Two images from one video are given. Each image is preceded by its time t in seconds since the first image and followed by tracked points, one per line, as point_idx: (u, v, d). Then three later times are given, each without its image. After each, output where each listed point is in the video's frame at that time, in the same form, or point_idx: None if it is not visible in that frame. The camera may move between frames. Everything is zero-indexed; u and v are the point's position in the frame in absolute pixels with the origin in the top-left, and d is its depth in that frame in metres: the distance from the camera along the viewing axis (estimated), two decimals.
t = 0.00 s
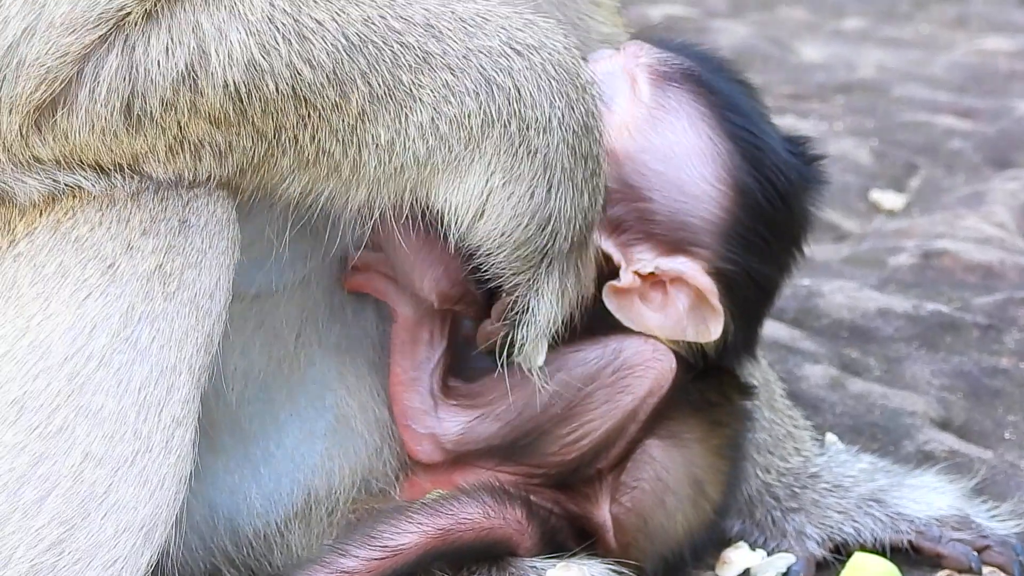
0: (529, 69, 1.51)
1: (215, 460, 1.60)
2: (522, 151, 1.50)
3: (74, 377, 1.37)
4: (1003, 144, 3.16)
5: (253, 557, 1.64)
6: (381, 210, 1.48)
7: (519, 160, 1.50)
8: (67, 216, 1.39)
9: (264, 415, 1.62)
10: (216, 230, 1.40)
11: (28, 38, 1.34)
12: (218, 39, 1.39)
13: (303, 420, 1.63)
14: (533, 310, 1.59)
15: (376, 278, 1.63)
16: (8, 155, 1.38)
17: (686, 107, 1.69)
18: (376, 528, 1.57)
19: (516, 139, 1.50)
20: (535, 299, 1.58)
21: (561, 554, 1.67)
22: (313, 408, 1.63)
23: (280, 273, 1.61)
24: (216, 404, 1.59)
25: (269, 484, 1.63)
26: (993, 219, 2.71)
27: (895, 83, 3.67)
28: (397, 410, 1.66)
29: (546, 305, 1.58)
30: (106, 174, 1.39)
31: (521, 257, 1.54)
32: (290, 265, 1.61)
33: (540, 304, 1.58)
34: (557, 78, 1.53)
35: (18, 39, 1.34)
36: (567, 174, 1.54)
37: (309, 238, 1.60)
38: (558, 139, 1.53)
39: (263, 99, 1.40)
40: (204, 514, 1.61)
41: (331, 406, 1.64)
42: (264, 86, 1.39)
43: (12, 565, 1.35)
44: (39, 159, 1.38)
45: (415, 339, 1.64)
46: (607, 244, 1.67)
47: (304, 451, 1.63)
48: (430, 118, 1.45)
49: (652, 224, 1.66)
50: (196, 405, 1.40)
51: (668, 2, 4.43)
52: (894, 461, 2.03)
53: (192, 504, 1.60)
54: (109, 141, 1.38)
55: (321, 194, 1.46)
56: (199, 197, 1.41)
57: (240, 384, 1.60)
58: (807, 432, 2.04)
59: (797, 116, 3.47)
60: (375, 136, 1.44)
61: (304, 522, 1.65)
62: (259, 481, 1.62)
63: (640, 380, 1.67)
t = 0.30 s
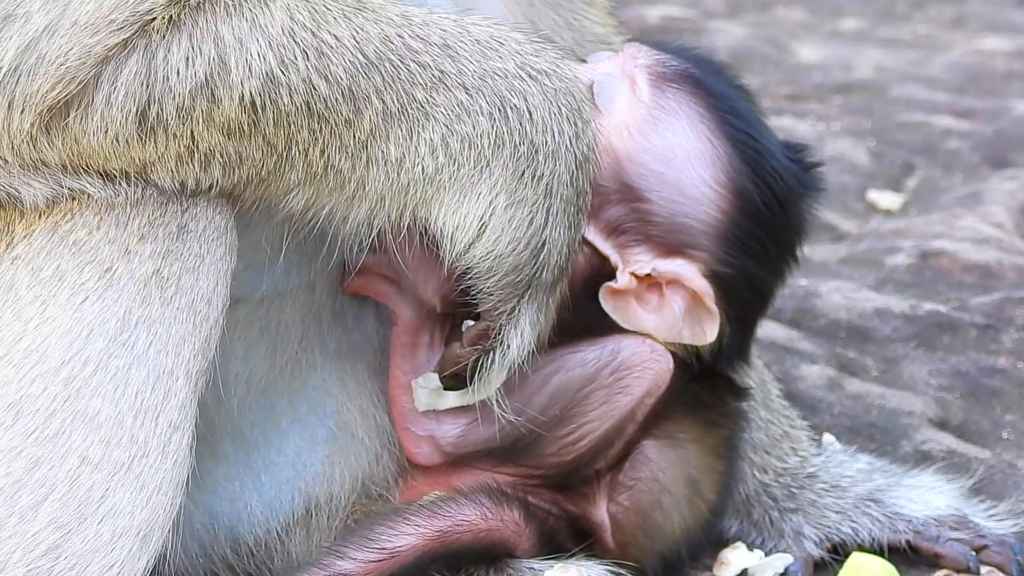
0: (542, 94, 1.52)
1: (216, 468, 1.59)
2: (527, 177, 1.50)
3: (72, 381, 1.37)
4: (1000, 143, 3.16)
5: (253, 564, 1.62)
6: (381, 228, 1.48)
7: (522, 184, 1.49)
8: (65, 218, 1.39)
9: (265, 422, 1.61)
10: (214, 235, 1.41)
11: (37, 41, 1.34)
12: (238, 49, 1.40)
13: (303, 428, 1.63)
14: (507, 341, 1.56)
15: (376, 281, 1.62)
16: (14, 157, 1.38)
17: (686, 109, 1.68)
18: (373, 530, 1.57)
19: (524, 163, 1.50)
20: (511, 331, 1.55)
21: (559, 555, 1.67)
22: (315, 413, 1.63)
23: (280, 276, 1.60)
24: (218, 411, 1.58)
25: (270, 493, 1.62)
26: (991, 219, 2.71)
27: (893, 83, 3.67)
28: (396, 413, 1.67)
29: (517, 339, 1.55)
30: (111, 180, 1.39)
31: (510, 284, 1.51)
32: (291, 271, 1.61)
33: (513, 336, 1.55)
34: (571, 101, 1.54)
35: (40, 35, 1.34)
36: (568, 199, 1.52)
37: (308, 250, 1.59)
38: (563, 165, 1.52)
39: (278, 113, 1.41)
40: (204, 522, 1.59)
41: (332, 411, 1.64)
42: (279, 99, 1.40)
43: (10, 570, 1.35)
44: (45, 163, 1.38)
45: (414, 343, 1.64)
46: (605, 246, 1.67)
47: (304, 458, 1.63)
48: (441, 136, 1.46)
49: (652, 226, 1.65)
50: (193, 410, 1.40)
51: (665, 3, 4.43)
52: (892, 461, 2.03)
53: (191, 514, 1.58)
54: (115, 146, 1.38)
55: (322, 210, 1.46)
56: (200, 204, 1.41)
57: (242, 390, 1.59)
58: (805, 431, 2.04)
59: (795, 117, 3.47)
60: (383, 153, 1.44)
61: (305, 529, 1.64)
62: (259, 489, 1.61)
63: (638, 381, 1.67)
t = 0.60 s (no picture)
0: (546, 104, 1.53)
1: (216, 468, 1.59)
2: (528, 186, 1.51)
3: (73, 381, 1.36)
4: (1000, 143, 3.16)
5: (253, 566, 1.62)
6: (381, 234, 1.47)
7: (523, 194, 1.50)
8: (67, 218, 1.39)
9: (265, 423, 1.61)
10: (215, 237, 1.41)
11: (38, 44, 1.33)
12: (242, 55, 1.40)
13: (304, 428, 1.62)
14: (500, 347, 1.56)
15: (375, 280, 1.61)
16: (16, 160, 1.37)
17: (688, 112, 1.69)
18: (373, 530, 1.57)
19: (525, 173, 1.50)
20: (505, 338, 1.55)
21: (559, 555, 1.67)
22: (314, 414, 1.63)
23: (280, 278, 1.59)
24: (218, 410, 1.57)
25: (270, 494, 1.61)
26: (991, 219, 2.71)
27: (893, 83, 3.67)
28: (396, 414, 1.67)
29: (511, 346, 1.56)
30: (113, 183, 1.39)
31: (507, 293, 1.52)
32: (291, 272, 1.60)
33: (507, 343, 1.56)
34: (572, 113, 1.56)
35: (44, 38, 1.34)
36: (567, 210, 1.54)
37: (308, 252, 1.59)
38: (563, 176, 1.53)
39: (281, 119, 1.40)
40: (204, 522, 1.59)
41: (332, 412, 1.64)
42: (281, 105, 1.40)
43: (10, 570, 1.35)
44: (46, 164, 1.38)
45: (414, 342, 1.65)
46: (603, 245, 1.66)
47: (304, 458, 1.62)
48: (443, 143, 1.46)
49: (650, 226, 1.65)
50: (193, 412, 1.40)
51: (665, 2, 4.43)
52: (893, 462, 2.03)
53: (191, 514, 1.58)
54: (117, 148, 1.37)
55: (322, 214, 1.46)
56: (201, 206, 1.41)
57: (242, 391, 1.59)
58: (805, 432, 2.04)
59: (794, 117, 3.47)
60: (385, 160, 1.44)
61: (305, 530, 1.64)
62: (259, 490, 1.61)
63: (637, 380, 1.67)
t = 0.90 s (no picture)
0: (550, 111, 1.53)
1: (217, 469, 1.59)
2: (531, 194, 1.51)
3: (74, 382, 1.36)
4: (1000, 142, 3.16)
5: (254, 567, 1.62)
6: (382, 238, 1.47)
7: (526, 201, 1.51)
8: (68, 219, 1.39)
9: (266, 423, 1.61)
10: (216, 238, 1.40)
11: (43, 45, 1.34)
12: (249, 57, 1.40)
13: (304, 428, 1.62)
14: (501, 353, 1.58)
15: (376, 281, 1.59)
16: (20, 159, 1.37)
17: (686, 104, 1.69)
18: (374, 531, 1.57)
19: (529, 179, 1.51)
20: (506, 345, 1.57)
21: (560, 555, 1.67)
22: (314, 414, 1.62)
23: (281, 278, 1.59)
24: (219, 411, 1.58)
25: (271, 494, 1.61)
26: (992, 218, 2.70)
27: (893, 82, 3.67)
28: (395, 414, 1.66)
29: (512, 353, 1.58)
30: (114, 184, 1.39)
31: (509, 301, 1.53)
32: (293, 274, 1.59)
33: (508, 350, 1.58)
34: (577, 120, 1.56)
35: (51, 37, 1.34)
36: (569, 217, 1.54)
37: (309, 254, 1.57)
38: (566, 183, 1.54)
39: (286, 122, 1.40)
40: (205, 523, 1.59)
41: (332, 412, 1.64)
42: (286, 108, 1.40)
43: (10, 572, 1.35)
44: (49, 164, 1.38)
45: (414, 342, 1.63)
46: (604, 240, 1.66)
47: (304, 459, 1.62)
48: (447, 149, 1.46)
49: (651, 220, 1.65)
50: (194, 414, 1.40)
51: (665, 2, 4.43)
52: (893, 461, 2.02)
53: (192, 515, 1.58)
54: (118, 149, 1.37)
55: (324, 218, 1.46)
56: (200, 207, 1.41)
57: (243, 391, 1.59)
58: (805, 432, 2.04)
59: (795, 117, 3.46)
60: (389, 165, 1.44)
61: (305, 531, 1.64)
62: (259, 490, 1.61)
63: (637, 380, 1.67)
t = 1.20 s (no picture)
0: (552, 112, 1.53)
1: (220, 470, 1.59)
2: (534, 195, 1.51)
3: (76, 383, 1.36)
4: (1002, 138, 3.16)
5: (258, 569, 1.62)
6: (383, 240, 1.47)
7: (527, 203, 1.50)
8: (69, 220, 1.39)
9: (269, 423, 1.61)
10: (217, 238, 1.40)
11: (47, 47, 1.34)
12: (251, 57, 1.40)
13: (308, 428, 1.62)
14: (503, 355, 1.58)
15: (378, 281, 1.59)
16: (21, 159, 1.37)
17: (690, 108, 1.68)
18: (377, 530, 1.57)
19: (531, 181, 1.51)
20: (508, 347, 1.57)
21: (564, 554, 1.67)
22: (317, 413, 1.62)
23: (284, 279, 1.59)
24: (222, 411, 1.57)
25: (274, 494, 1.61)
26: (993, 213, 2.70)
27: (894, 78, 3.67)
28: (399, 415, 1.66)
29: (514, 354, 1.57)
30: (116, 184, 1.38)
31: (510, 302, 1.53)
32: (298, 273, 1.59)
33: (510, 351, 1.57)
34: (578, 122, 1.56)
35: (55, 34, 1.34)
36: (571, 218, 1.54)
37: (311, 255, 1.57)
38: (568, 184, 1.53)
39: (289, 122, 1.40)
40: (208, 523, 1.59)
41: (336, 411, 1.64)
42: (289, 108, 1.40)
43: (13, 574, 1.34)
44: (50, 164, 1.37)
45: (416, 342, 1.63)
46: (607, 242, 1.66)
47: (308, 458, 1.62)
48: (449, 150, 1.46)
49: (653, 223, 1.65)
50: (196, 414, 1.40)
51: None
52: (896, 458, 2.02)
53: (195, 515, 1.58)
54: (120, 149, 1.37)
55: (325, 218, 1.46)
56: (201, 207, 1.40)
57: (246, 390, 1.59)
58: (808, 428, 2.04)
59: (795, 113, 3.46)
60: (390, 165, 1.44)
61: (308, 531, 1.64)
62: (262, 490, 1.61)
63: (641, 378, 1.67)
